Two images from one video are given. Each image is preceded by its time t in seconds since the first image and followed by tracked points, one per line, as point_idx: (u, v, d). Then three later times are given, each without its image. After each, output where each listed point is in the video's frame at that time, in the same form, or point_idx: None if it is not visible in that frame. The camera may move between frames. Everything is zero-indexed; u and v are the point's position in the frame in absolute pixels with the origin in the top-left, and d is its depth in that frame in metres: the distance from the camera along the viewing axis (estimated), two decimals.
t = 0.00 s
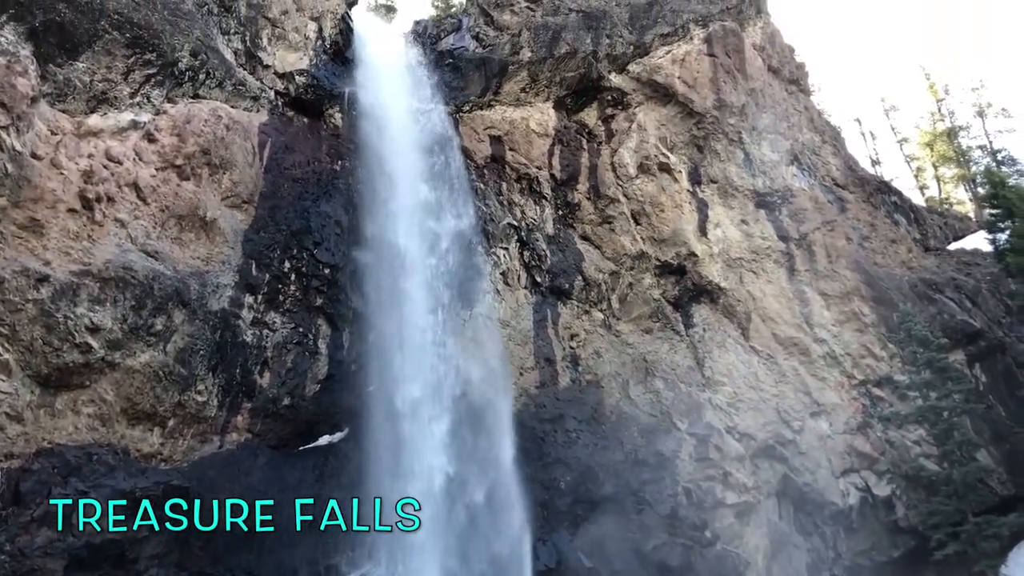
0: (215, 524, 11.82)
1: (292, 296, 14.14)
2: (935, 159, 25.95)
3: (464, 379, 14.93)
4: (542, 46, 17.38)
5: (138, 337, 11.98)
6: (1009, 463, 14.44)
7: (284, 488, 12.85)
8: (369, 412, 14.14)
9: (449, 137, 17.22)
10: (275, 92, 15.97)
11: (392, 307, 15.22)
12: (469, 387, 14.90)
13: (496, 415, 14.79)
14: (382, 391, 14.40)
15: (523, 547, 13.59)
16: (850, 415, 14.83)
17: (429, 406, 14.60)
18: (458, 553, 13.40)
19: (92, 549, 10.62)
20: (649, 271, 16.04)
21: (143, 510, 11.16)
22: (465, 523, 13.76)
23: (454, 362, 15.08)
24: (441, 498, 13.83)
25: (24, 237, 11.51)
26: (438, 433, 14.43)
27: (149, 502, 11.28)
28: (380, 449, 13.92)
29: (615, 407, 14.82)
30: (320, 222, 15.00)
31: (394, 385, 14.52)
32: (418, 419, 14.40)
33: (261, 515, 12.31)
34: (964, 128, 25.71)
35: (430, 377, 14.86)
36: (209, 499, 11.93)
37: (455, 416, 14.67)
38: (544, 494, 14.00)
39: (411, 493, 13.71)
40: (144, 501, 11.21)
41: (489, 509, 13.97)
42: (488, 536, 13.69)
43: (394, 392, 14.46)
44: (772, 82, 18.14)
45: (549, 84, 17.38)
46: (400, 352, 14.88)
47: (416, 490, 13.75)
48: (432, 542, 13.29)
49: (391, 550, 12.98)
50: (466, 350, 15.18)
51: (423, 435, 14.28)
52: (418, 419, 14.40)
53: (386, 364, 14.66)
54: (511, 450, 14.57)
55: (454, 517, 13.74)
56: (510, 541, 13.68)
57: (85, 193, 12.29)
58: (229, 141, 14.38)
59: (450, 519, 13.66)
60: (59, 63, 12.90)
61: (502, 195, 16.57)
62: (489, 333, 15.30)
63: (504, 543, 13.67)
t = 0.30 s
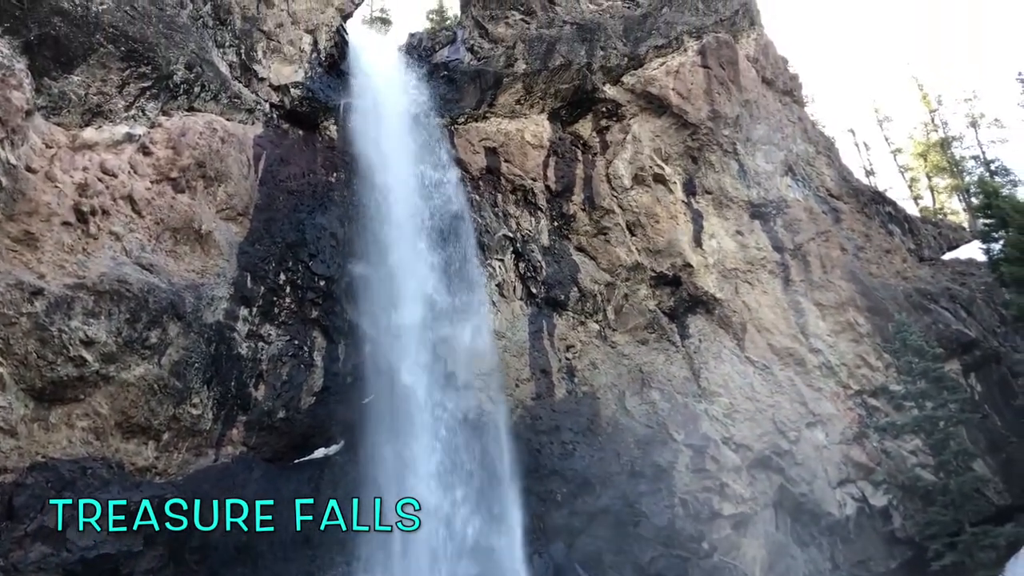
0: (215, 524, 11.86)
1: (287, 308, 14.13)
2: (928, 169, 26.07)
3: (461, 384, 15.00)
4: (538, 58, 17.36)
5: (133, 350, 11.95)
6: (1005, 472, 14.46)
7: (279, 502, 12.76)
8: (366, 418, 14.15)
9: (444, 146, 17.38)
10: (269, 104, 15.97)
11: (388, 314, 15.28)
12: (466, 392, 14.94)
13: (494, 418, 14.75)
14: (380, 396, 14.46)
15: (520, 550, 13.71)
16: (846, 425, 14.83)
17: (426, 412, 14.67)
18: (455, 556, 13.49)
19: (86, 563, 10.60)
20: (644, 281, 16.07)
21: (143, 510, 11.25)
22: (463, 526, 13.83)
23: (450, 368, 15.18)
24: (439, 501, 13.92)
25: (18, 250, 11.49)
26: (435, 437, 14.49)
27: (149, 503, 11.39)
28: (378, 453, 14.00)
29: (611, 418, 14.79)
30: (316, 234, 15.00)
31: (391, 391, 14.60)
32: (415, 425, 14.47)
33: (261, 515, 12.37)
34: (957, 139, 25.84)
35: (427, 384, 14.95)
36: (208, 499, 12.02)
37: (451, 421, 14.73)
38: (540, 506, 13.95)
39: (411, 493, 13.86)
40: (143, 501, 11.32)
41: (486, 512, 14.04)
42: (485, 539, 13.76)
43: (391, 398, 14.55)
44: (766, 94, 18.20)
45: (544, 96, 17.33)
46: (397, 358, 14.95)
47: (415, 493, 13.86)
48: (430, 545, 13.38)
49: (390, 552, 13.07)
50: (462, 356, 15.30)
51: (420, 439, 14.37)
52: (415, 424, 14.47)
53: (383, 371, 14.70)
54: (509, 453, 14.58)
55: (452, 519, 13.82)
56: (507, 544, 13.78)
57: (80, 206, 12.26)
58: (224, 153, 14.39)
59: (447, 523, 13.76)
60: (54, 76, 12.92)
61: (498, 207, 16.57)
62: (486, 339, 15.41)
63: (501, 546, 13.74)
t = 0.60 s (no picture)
0: (215, 524, 11.92)
1: (283, 313, 14.09)
2: (923, 173, 26.14)
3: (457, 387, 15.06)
4: (533, 63, 17.30)
5: (128, 355, 11.92)
6: (1000, 476, 14.48)
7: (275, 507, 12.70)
8: (362, 421, 14.19)
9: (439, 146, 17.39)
10: (265, 109, 15.97)
11: (384, 317, 15.29)
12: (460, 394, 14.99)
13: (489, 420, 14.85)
14: (375, 399, 14.48)
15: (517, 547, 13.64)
16: (842, 429, 14.84)
17: (421, 414, 14.68)
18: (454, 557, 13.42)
19: (80, 569, 10.53)
20: (640, 286, 16.10)
21: (143, 510, 11.29)
22: (460, 527, 13.78)
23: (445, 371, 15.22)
24: (436, 501, 13.90)
25: (12, 255, 11.43)
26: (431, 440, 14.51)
27: (149, 503, 11.45)
28: (374, 455, 14.00)
29: (607, 422, 14.77)
30: (311, 239, 14.99)
31: (387, 394, 14.62)
32: (411, 427, 14.48)
33: (261, 515, 12.43)
34: (951, 143, 25.93)
35: (422, 386, 14.97)
36: (208, 499, 12.12)
37: (447, 423, 14.75)
38: (536, 511, 13.90)
39: (410, 493, 13.88)
40: (143, 501, 11.38)
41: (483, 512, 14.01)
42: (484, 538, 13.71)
43: (387, 401, 14.56)
44: (761, 98, 18.24)
45: (539, 100, 17.34)
46: (393, 361, 14.97)
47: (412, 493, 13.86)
48: (427, 545, 13.35)
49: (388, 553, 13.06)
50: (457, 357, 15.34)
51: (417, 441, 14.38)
52: (411, 427, 14.49)
53: (379, 374, 14.71)
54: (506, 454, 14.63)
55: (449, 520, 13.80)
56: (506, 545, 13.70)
57: (75, 211, 12.24)
58: (219, 158, 14.36)
59: (445, 523, 13.73)
60: (49, 81, 12.89)
61: (493, 211, 16.57)
62: (481, 341, 15.44)
63: (498, 546, 13.67)
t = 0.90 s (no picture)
0: (215, 524, 11.89)
1: (279, 308, 14.09)
2: (919, 170, 26.14)
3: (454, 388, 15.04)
4: (530, 57, 17.41)
5: (124, 350, 11.94)
6: (995, 472, 14.47)
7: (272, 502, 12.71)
8: (361, 421, 14.14)
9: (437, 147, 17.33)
10: (262, 103, 15.89)
11: (382, 317, 15.24)
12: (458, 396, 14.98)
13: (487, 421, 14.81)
14: (373, 399, 14.42)
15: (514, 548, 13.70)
16: (838, 424, 14.84)
17: (419, 416, 14.66)
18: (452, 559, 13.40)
19: (76, 564, 10.46)
20: (637, 282, 16.07)
21: (143, 510, 11.29)
22: (458, 527, 13.78)
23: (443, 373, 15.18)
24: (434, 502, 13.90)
25: (8, 249, 11.41)
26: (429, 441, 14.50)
27: (149, 503, 11.45)
28: (374, 455, 13.99)
29: (603, 417, 14.76)
30: (308, 234, 15.00)
31: (384, 395, 14.57)
32: (409, 427, 14.48)
33: (261, 515, 12.41)
34: (948, 139, 25.94)
35: (420, 388, 14.93)
36: (208, 499, 12.09)
37: (444, 425, 14.73)
38: (533, 506, 13.93)
39: (410, 493, 13.88)
40: (143, 501, 11.38)
41: (482, 512, 14.00)
42: (482, 539, 13.73)
43: (385, 402, 14.52)
44: (758, 94, 18.25)
45: (537, 96, 17.35)
46: (390, 363, 14.90)
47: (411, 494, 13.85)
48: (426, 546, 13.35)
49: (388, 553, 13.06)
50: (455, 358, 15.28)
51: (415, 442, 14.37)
52: (408, 429, 14.46)
53: (377, 376, 14.64)
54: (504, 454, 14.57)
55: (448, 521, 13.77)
56: (503, 546, 13.71)
57: (71, 205, 12.21)
58: (216, 152, 14.33)
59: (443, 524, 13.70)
60: (45, 75, 12.88)
61: (490, 206, 16.53)
62: (479, 342, 15.38)
63: (497, 545, 13.71)
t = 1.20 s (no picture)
0: (215, 524, 11.93)
1: (276, 292, 14.07)
2: (918, 155, 26.10)
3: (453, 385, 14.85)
4: (529, 40, 17.28)
5: (122, 334, 11.93)
6: (991, 457, 14.53)
7: (269, 486, 12.80)
8: (359, 422, 14.02)
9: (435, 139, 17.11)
10: (259, 86, 15.87)
11: (379, 317, 15.07)
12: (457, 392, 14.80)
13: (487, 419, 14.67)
14: (371, 401, 14.27)
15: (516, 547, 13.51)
16: (835, 409, 14.89)
17: (416, 415, 14.51)
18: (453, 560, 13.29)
19: (75, 546, 10.57)
20: (635, 267, 16.07)
21: (143, 510, 11.32)
22: (459, 528, 13.65)
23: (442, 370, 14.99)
24: (434, 503, 13.78)
25: (5, 231, 11.36)
26: (428, 440, 14.36)
27: (149, 503, 11.45)
28: (371, 456, 13.83)
29: (601, 401, 14.78)
30: (305, 217, 14.97)
31: (382, 395, 14.42)
32: (407, 423, 14.37)
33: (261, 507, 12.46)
34: (946, 125, 25.90)
35: (418, 386, 14.76)
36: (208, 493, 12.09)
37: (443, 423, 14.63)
38: (531, 490, 14.06)
39: (410, 493, 13.79)
40: (143, 501, 11.38)
41: (482, 512, 13.88)
42: (483, 538, 13.61)
43: (382, 401, 14.37)
44: (757, 78, 18.22)
45: (535, 79, 17.31)
46: (388, 363, 14.75)
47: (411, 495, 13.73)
48: (426, 548, 13.23)
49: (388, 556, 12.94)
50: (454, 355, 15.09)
51: (414, 443, 14.26)
52: (407, 430, 14.32)
53: (374, 376, 14.50)
54: (504, 452, 14.49)
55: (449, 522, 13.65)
56: (505, 545, 13.55)
57: (68, 188, 12.18)
58: (213, 136, 14.31)
59: (443, 526, 13.58)
60: (40, 56, 12.82)
61: (488, 190, 16.41)
62: (478, 337, 15.16)
63: (498, 541, 13.59)
